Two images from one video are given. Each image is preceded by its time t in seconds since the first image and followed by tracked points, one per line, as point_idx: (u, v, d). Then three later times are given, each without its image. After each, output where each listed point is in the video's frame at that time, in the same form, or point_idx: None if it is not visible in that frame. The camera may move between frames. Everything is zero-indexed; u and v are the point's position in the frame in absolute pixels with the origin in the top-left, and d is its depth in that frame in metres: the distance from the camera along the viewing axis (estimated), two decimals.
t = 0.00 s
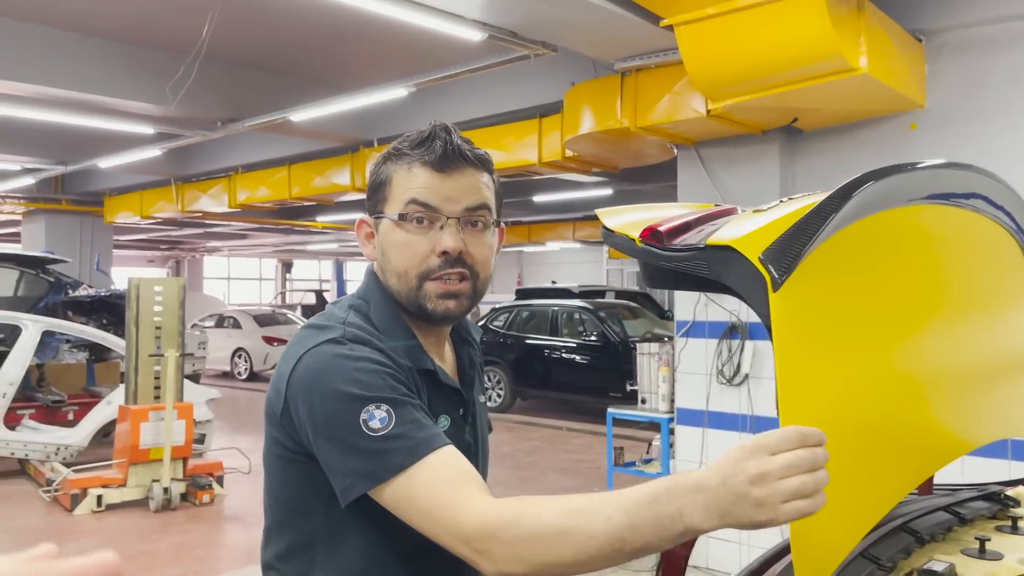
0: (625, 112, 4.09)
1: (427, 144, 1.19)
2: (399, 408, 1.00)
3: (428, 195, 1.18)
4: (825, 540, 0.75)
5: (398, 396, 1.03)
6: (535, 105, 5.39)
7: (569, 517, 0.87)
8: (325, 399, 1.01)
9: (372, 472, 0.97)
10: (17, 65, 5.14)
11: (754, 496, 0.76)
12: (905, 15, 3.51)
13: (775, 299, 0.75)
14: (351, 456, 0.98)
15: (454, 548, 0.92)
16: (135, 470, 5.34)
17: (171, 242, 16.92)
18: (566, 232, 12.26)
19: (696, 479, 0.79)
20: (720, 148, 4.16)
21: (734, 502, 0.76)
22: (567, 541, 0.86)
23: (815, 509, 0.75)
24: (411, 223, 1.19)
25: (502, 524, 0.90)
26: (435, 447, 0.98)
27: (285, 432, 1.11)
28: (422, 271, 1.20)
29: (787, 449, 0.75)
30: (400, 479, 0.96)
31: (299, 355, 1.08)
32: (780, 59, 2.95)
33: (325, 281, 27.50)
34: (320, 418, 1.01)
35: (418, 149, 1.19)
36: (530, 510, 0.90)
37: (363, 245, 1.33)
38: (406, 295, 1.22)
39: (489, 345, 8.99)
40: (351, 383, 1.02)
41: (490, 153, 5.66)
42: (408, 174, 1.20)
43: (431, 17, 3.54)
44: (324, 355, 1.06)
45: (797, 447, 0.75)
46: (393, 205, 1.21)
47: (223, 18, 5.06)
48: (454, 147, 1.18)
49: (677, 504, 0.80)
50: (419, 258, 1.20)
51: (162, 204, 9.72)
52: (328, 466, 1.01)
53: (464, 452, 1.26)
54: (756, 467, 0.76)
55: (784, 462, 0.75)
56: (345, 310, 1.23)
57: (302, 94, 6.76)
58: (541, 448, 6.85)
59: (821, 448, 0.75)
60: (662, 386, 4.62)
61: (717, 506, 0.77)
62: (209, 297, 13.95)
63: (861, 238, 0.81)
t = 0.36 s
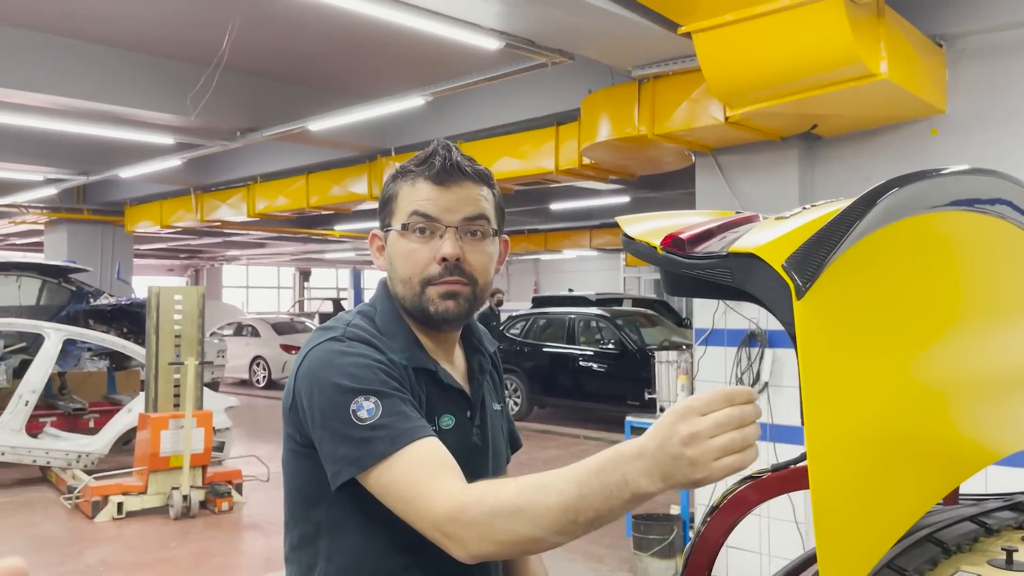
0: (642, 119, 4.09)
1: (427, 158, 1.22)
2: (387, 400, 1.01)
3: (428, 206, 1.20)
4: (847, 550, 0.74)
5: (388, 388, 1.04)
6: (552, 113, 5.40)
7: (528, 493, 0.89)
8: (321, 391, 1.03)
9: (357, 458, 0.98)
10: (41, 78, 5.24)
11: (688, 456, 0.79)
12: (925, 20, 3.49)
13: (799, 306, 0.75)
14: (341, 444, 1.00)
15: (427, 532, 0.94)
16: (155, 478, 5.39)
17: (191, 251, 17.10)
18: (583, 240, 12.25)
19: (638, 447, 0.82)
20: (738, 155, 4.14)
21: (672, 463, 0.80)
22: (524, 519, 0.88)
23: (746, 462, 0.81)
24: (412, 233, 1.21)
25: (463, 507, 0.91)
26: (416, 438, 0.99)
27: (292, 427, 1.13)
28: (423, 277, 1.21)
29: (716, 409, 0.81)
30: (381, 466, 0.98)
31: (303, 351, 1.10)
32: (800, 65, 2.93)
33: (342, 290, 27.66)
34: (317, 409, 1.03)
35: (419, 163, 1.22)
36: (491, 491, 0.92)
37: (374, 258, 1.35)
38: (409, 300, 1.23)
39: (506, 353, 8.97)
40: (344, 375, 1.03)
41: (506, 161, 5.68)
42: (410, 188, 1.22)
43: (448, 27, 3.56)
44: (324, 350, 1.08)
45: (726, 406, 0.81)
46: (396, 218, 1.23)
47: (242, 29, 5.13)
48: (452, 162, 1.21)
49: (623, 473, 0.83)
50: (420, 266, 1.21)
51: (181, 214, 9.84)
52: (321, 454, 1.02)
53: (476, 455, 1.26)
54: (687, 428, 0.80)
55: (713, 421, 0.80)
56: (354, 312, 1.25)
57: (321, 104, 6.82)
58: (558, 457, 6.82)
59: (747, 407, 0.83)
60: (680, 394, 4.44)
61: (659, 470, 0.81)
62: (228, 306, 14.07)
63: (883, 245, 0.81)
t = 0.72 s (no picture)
0: (652, 124, 4.09)
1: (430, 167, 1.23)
2: (392, 399, 1.03)
3: (432, 214, 1.21)
4: (851, 552, 0.75)
5: (393, 389, 1.05)
6: (562, 118, 5.41)
7: (521, 490, 0.91)
8: (328, 389, 1.04)
9: (361, 455, 0.99)
10: (57, 84, 5.30)
11: (671, 452, 0.82)
12: (936, 25, 3.48)
13: (805, 311, 0.75)
14: (345, 441, 1.01)
15: (428, 528, 0.95)
16: (166, 480, 5.42)
17: (203, 255, 17.22)
18: (593, 244, 12.25)
19: (625, 443, 0.84)
20: (748, 159, 4.14)
21: (656, 460, 0.82)
22: (522, 512, 0.89)
23: (727, 458, 0.83)
24: (417, 240, 1.22)
25: (462, 501, 0.92)
26: (420, 438, 1.00)
27: (304, 425, 1.14)
28: (427, 281, 1.23)
29: (697, 408, 0.83)
30: (386, 463, 0.99)
31: (314, 352, 1.12)
32: (811, 71, 2.93)
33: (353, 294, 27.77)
34: (324, 407, 1.04)
35: (423, 174, 1.24)
36: (485, 488, 0.93)
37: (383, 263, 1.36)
38: (415, 302, 1.24)
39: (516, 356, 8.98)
40: (351, 374, 1.05)
41: (516, 166, 5.70)
42: (414, 197, 1.24)
43: (459, 32, 3.58)
44: (332, 350, 1.09)
45: (706, 405, 0.84)
46: (402, 225, 1.25)
47: (255, 34, 5.17)
48: (455, 170, 1.22)
49: (612, 469, 0.85)
50: (424, 270, 1.22)
51: (194, 218, 9.92)
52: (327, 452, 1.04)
53: (482, 453, 1.26)
54: (671, 426, 0.82)
55: (694, 419, 0.82)
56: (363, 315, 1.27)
57: (332, 109, 6.87)
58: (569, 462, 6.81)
59: (728, 406, 0.84)
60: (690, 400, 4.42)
61: (645, 465, 0.83)
62: (240, 310, 14.15)
63: (889, 251, 0.81)
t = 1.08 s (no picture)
0: (658, 126, 4.09)
1: (441, 170, 1.23)
2: (409, 401, 1.03)
3: (444, 216, 1.21)
4: (858, 553, 0.75)
5: (407, 389, 1.05)
6: (567, 120, 5.41)
7: (542, 496, 0.90)
8: (343, 390, 1.05)
9: (376, 456, 1.00)
10: (64, 83, 5.33)
11: (698, 471, 0.80)
12: (942, 29, 3.47)
13: (812, 314, 0.75)
14: (360, 442, 1.01)
15: (447, 530, 0.95)
16: (169, 479, 5.42)
17: (208, 254, 17.27)
18: (597, 246, 12.25)
19: (649, 456, 0.83)
20: (754, 162, 4.13)
21: (683, 476, 0.80)
22: (541, 516, 0.89)
23: (754, 480, 0.81)
24: (429, 242, 1.22)
25: (481, 504, 0.92)
26: (436, 439, 1.00)
27: (316, 426, 1.14)
28: (441, 282, 1.23)
29: (727, 429, 0.81)
30: (403, 464, 0.99)
31: (327, 353, 1.12)
32: (817, 74, 2.93)
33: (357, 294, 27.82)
34: (338, 409, 1.04)
35: (434, 176, 1.24)
36: (504, 493, 0.93)
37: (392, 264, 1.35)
38: (428, 304, 1.24)
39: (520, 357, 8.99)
40: (366, 376, 1.05)
41: (521, 167, 5.70)
42: (426, 199, 1.24)
43: (465, 33, 3.59)
44: (346, 351, 1.09)
45: (737, 427, 0.82)
46: (414, 227, 1.24)
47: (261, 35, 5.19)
48: (467, 173, 1.22)
49: (634, 481, 0.83)
50: (437, 272, 1.22)
51: (199, 217, 9.94)
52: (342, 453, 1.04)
53: (491, 453, 1.27)
54: (700, 445, 0.80)
55: (724, 440, 0.80)
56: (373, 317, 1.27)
57: (337, 109, 6.88)
58: (571, 464, 6.81)
59: (759, 427, 0.82)
60: (693, 402, 4.40)
61: (669, 481, 0.81)
62: (243, 309, 14.19)
63: (896, 256, 0.81)
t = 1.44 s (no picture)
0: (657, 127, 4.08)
1: (459, 170, 1.20)
2: (402, 402, 1.02)
3: (461, 217, 1.19)
4: (850, 561, 0.74)
5: (402, 391, 1.05)
6: (567, 120, 5.40)
7: (537, 505, 0.89)
8: (336, 391, 1.04)
9: (371, 457, 0.99)
10: (62, 77, 5.31)
11: (696, 485, 0.79)
12: (943, 32, 3.46)
13: (808, 316, 0.74)
14: (354, 444, 1.00)
15: (439, 536, 0.94)
16: (164, 476, 5.41)
17: (206, 251, 17.24)
18: (595, 247, 12.23)
19: (646, 469, 0.82)
20: (753, 164, 4.13)
21: (680, 490, 0.79)
22: (534, 527, 0.88)
23: (752, 494, 0.80)
24: (445, 244, 1.19)
25: (474, 512, 0.92)
26: (431, 443, 1.00)
27: (309, 426, 1.13)
28: (454, 285, 1.21)
29: (727, 441, 0.80)
30: (396, 466, 0.98)
31: (320, 352, 1.11)
32: (817, 75, 2.92)
33: (355, 293, 27.78)
34: (331, 408, 1.04)
35: (450, 177, 1.20)
36: (500, 500, 0.92)
37: (390, 260, 1.30)
38: (438, 307, 1.22)
39: (518, 357, 8.98)
40: (360, 376, 1.04)
41: (520, 167, 5.70)
42: (443, 200, 1.20)
43: (464, 31, 3.58)
44: (340, 350, 1.08)
45: (735, 439, 0.80)
46: (428, 226, 1.21)
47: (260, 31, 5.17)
48: (482, 173, 1.20)
49: (631, 492, 0.83)
50: (451, 274, 1.20)
51: (197, 214, 9.92)
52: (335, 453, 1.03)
53: (485, 452, 1.26)
54: (697, 457, 0.79)
55: (723, 453, 0.79)
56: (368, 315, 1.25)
57: (336, 107, 6.87)
58: (568, 464, 6.80)
59: (758, 440, 0.81)
60: (690, 405, 4.44)
61: (667, 494, 0.80)
62: (241, 307, 14.15)
63: (894, 257, 0.81)
